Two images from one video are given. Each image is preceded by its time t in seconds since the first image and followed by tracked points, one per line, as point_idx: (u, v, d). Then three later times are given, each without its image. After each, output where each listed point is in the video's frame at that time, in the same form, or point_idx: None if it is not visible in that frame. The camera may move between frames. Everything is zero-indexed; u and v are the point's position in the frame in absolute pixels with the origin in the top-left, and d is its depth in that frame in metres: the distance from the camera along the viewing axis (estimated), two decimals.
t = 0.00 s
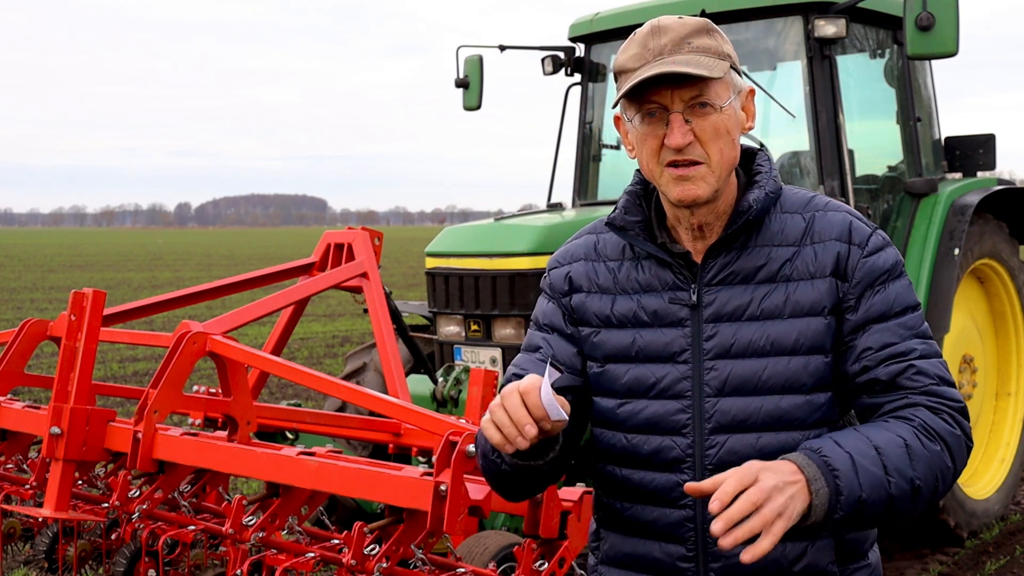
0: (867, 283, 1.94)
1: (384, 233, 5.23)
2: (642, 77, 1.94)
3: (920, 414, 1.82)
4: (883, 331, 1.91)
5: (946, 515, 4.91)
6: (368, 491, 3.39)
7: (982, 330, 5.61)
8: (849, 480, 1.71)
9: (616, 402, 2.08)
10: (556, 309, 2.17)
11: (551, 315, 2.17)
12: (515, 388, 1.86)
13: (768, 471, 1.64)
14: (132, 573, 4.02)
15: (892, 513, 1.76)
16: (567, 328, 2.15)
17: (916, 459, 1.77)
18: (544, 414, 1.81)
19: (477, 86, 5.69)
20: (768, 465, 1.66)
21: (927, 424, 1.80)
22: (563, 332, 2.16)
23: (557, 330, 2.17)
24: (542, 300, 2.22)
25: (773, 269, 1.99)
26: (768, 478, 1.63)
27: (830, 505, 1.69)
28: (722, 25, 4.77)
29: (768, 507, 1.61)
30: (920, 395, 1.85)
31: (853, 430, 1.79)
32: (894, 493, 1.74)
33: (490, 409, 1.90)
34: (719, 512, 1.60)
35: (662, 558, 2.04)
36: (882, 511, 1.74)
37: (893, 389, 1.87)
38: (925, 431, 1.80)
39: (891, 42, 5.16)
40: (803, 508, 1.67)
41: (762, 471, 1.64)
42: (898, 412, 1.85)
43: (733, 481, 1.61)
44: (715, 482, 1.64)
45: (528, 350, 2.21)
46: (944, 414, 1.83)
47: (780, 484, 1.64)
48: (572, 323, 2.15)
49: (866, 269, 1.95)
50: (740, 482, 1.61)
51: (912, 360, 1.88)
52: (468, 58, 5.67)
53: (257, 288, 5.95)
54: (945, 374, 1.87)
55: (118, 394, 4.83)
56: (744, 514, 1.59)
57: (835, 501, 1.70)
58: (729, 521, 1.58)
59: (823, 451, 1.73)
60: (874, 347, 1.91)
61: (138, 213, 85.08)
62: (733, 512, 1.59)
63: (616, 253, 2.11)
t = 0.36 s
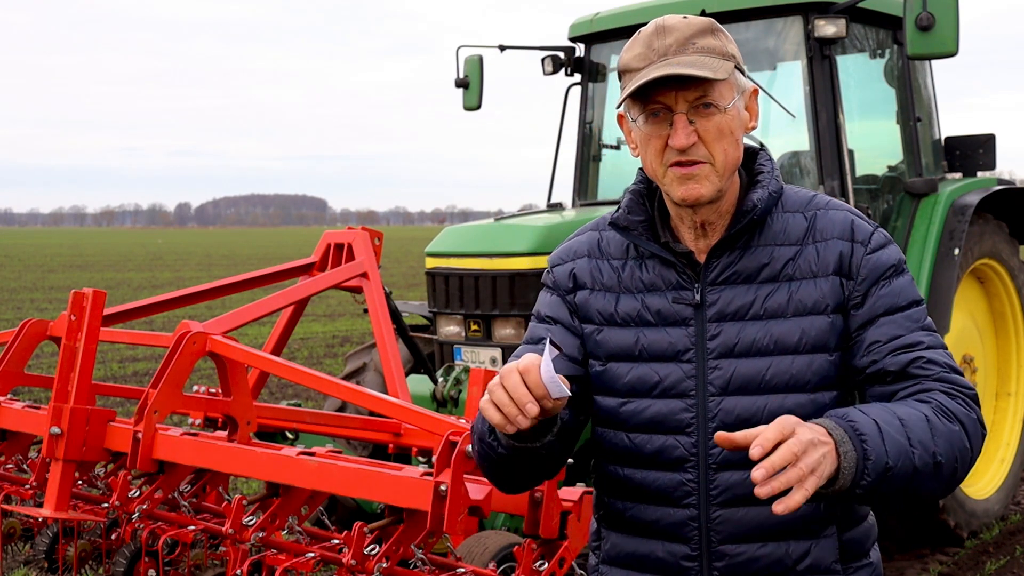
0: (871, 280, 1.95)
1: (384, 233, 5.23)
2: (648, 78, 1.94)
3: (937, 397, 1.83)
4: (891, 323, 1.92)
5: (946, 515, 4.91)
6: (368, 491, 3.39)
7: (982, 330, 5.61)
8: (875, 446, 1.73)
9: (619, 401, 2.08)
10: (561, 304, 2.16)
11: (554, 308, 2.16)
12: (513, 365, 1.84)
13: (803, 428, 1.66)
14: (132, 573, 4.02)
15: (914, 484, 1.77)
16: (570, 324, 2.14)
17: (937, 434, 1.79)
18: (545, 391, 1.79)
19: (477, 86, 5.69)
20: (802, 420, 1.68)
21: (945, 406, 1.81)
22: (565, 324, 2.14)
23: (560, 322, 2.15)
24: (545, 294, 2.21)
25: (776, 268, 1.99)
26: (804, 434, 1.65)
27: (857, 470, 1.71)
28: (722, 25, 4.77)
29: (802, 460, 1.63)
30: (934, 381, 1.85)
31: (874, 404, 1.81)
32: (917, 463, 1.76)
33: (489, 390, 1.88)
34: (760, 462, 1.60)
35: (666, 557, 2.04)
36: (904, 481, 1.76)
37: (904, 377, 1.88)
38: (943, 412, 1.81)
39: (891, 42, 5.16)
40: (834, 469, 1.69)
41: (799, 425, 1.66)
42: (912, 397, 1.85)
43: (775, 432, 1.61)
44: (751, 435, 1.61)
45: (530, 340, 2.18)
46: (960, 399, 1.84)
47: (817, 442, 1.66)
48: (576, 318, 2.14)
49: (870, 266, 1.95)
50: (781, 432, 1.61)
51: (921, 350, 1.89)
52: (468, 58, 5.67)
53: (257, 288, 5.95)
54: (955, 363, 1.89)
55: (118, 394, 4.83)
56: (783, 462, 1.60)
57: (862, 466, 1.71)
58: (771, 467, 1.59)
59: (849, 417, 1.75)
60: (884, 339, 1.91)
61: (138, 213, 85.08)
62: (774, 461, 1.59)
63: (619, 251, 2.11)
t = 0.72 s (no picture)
0: (869, 283, 1.95)
1: (384, 233, 5.23)
2: (642, 81, 1.94)
3: (935, 403, 1.85)
4: (889, 329, 1.92)
5: (946, 515, 4.91)
6: (368, 491, 3.39)
7: (982, 330, 5.61)
8: (886, 448, 1.76)
9: (617, 404, 2.08)
10: (557, 307, 2.16)
11: (550, 311, 2.16)
12: (519, 393, 1.84)
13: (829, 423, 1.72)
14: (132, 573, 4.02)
15: (916, 487, 1.80)
16: (568, 326, 2.14)
17: (938, 438, 1.82)
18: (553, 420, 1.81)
19: (477, 86, 5.69)
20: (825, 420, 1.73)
21: (944, 412, 1.84)
22: (561, 329, 2.15)
23: (555, 326, 2.15)
24: (541, 297, 2.20)
25: (774, 270, 1.99)
26: (831, 429, 1.71)
27: (868, 472, 1.75)
28: (722, 25, 4.77)
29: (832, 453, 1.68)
30: (932, 389, 1.87)
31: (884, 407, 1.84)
32: (920, 469, 1.79)
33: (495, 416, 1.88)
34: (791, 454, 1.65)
35: (664, 559, 2.04)
36: (909, 486, 1.79)
37: (903, 383, 1.89)
38: (942, 417, 1.84)
39: (891, 42, 5.16)
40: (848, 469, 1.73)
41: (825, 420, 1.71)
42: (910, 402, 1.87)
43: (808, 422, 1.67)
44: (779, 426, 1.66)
45: (526, 345, 2.19)
46: (956, 406, 1.87)
47: (843, 439, 1.72)
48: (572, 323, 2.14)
49: (869, 269, 1.95)
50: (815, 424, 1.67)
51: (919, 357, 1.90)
52: (468, 58, 5.67)
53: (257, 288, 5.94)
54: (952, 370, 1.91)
55: (118, 394, 4.83)
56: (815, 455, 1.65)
57: (873, 468, 1.75)
58: (805, 458, 1.63)
59: (861, 419, 1.79)
60: (881, 345, 1.92)
61: (138, 213, 85.08)
62: (808, 452, 1.64)
63: (616, 253, 2.11)
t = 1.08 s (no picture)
0: (867, 284, 1.95)
1: (384, 233, 5.23)
2: (642, 79, 1.94)
3: (932, 407, 1.86)
4: (887, 332, 1.93)
5: (947, 515, 4.91)
6: (368, 490, 3.39)
7: (982, 330, 5.61)
8: (881, 465, 1.77)
9: (616, 406, 2.08)
10: (554, 316, 2.17)
11: (548, 324, 2.18)
12: (542, 458, 1.87)
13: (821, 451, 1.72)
14: (132, 573, 4.02)
15: (914, 498, 1.81)
16: (564, 335, 2.15)
17: (934, 446, 1.83)
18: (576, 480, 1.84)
19: (477, 86, 5.69)
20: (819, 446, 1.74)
21: (940, 416, 1.85)
22: (558, 341, 2.16)
23: (554, 339, 2.17)
24: (540, 306, 2.22)
25: (771, 271, 1.99)
26: (822, 457, 1.71)
27: (863, 490, 1.76)
28: (722, 25, 4.77)
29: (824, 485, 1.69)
30: (929, 391, 1.88)
31: (878, 419, 1.85)
32: (917, 480, 1.80)
33: (518, 483, 1.90)
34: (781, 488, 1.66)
35: (664, 560, 2.04)
36: (906, 497, 1.80)
37: (901, 386, 1.91)
38: (938, 423, 1.84)
39: (891, 42, 5.16)
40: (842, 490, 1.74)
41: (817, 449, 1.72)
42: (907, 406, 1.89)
43: (799, 457, 1.68)
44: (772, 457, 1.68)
45: (530, 359, 2.23)
46: (953, 407, 1.88)
47: (835, 466, 1.73)
48: (568, 331, 2.15)
49: (866, 270, 1.96)
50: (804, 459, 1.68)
51: (916, 360, 1.91)
52: (468, 58, 5.67)
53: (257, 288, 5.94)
54: (950, 370, 1.92)
55: (118, 394, 4.83)
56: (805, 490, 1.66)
57: (867, 486, 1.76)
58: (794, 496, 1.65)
59: (855, 437, 1.80)
60: (880, 349, 1.93)
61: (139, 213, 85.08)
62: (798, 488, 1.65)
63: (612, 256, 2.11)
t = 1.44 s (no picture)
0: (866, 283, 1.95)
1: (384, 232, 5.22)
2: (640, 80, 1.94)
3: (932, 397, 1.84)
4: (885, 326, 1.92)
5: (946, 515, 4.92)
6: (369, 490, 3.39)
7: (982, 330, 5.61)
8: (873, 442, 1.76)
9: (614, 405, 2.08)
10: (554, 312, 2.17)
11: (547, 318, 2.17)
12: (553, 426, 1.86)
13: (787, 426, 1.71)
14: (132, 573, 4.02)
15: (911, 483, 1.79)
16: (563, 331, 2.15)
17: (932, 432, 1.81)
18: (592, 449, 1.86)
19: (477, 86, 5.69)
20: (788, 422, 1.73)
21: (940, 406, 1.83)
22: (558, 334, 2.16)
23: (553, 333, 2.17)
24: (539, 301, 2.21)
25: (770, 271, 1.99)
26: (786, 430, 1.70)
27: (855, 466, 1.75)
28: (722, 25, 4.77)
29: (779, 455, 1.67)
30: (930, 382, 1.86)
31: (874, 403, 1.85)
32: (913, 462, 1.78)
33: (529, 454, 1.89)
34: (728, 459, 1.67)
35: (662, 560, 2.04)
36: (903, 480, 1.78)
37: (900, 378, 1.89)
38: (939, 412, 1.83)
39: (891, 42, 5.16)
40: (825, 469, 1.72)
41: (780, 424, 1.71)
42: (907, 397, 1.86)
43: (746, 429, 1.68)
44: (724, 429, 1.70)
45: (525, 351, 2.22)
46: (955, 399, 1.86)
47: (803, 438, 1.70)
48: (568, 328, 2.15)
49: (865, 269, 1.95)
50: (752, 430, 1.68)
51: (916, 353, 1.89)
52: (468, 57, 5.67)
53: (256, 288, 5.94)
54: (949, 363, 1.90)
55: (118, 394, 4.82)
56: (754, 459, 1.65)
57: (859, 462, 1.75)
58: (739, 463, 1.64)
59: (847, 416, 1.79)
60: (878, 343, 1.92)
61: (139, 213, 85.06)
62: (744, 456, 1.65)
63: (612, 256, 2.11)
